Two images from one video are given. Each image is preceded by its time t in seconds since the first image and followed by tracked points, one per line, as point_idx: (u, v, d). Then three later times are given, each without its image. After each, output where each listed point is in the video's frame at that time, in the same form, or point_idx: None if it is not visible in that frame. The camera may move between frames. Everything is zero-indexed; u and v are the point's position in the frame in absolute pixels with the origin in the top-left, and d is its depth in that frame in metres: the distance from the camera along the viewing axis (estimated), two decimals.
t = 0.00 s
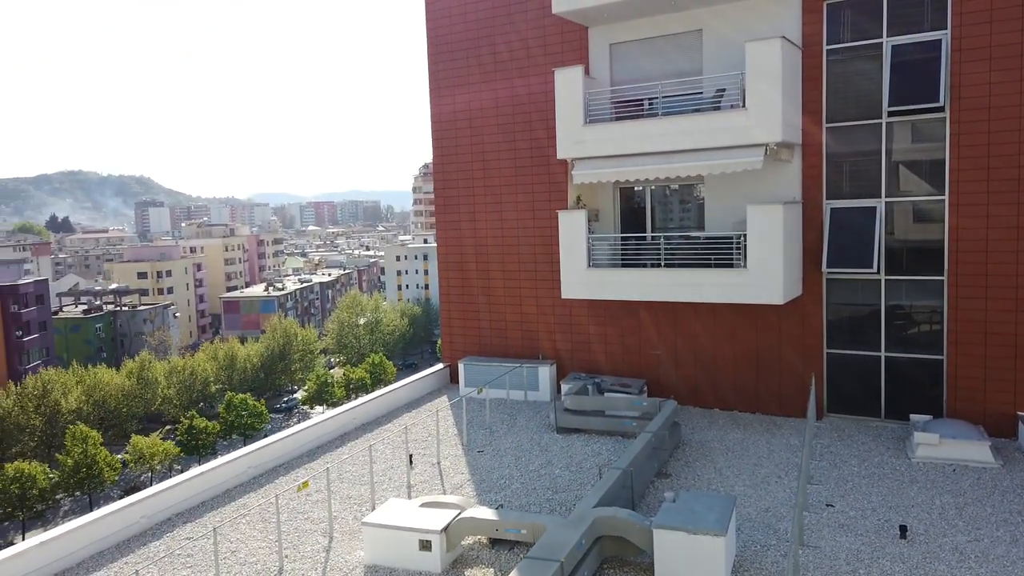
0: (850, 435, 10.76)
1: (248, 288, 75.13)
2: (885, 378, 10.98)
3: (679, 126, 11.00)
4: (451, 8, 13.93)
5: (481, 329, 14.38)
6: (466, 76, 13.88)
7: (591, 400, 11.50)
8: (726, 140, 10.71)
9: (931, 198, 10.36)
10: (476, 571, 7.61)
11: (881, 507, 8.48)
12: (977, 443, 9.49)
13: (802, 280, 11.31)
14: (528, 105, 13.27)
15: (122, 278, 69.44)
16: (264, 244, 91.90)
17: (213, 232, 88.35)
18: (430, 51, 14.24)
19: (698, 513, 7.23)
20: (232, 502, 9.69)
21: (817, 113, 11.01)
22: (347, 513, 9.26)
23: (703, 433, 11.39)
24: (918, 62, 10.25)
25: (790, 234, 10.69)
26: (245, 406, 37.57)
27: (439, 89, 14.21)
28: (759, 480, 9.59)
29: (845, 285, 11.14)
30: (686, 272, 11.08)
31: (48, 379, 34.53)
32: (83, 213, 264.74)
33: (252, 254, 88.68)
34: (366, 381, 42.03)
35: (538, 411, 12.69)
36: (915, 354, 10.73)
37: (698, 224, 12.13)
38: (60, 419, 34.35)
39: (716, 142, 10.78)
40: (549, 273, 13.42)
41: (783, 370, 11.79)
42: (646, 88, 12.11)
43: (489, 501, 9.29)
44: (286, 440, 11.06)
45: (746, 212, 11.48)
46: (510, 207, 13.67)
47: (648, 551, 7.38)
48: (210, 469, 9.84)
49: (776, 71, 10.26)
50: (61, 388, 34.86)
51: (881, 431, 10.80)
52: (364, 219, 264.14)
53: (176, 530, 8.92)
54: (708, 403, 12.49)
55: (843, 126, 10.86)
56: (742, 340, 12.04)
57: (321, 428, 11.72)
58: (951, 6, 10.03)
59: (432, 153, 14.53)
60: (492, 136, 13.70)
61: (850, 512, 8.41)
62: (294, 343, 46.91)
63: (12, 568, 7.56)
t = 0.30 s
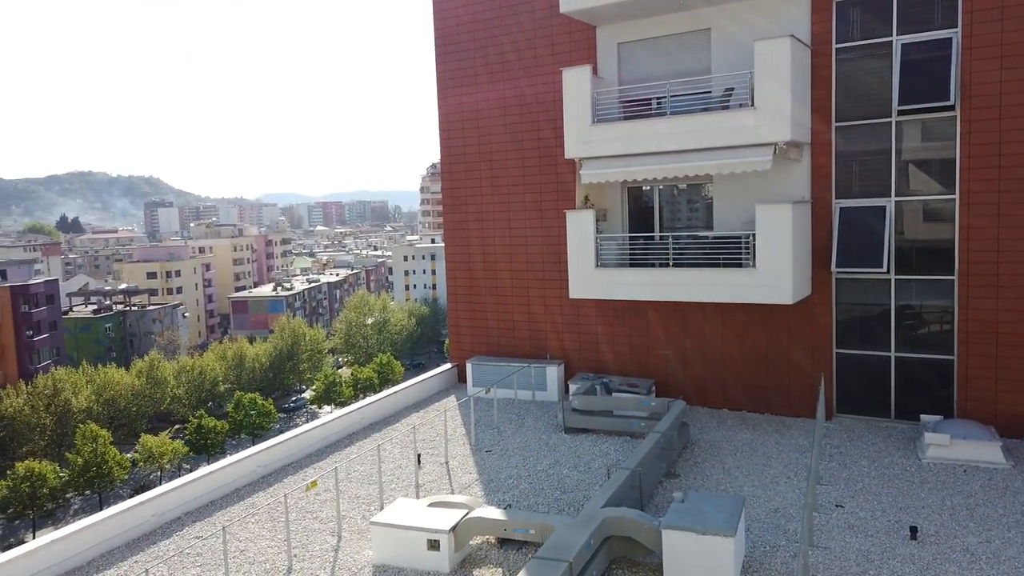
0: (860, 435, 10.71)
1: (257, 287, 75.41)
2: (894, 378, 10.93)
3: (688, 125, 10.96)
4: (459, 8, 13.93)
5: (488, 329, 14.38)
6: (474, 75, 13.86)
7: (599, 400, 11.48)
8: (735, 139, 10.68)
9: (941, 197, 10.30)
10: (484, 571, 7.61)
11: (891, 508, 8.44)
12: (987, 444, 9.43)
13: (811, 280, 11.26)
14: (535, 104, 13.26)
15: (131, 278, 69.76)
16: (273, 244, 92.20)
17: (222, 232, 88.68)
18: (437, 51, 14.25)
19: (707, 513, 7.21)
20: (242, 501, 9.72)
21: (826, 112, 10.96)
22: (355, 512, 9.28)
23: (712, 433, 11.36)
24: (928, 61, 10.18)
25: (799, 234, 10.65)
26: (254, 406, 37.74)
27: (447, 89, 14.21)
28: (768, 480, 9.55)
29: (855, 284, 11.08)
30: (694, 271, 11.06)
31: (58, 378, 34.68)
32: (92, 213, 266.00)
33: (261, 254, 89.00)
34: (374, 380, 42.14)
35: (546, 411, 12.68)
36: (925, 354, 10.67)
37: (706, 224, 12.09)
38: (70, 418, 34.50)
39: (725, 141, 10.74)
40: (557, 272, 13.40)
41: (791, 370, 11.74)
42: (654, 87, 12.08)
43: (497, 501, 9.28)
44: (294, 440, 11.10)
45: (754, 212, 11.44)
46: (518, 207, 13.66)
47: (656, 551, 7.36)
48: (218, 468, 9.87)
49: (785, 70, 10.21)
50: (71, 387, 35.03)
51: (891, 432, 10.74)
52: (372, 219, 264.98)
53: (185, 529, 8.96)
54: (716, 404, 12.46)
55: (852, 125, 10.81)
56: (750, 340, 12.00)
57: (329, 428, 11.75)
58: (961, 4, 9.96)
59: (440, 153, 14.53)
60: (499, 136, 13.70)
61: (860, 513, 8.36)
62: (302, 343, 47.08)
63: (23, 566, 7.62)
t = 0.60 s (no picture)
0: (874, 437, 10.64)
1: (269, 287, 75.74)
2: (909, 379, 10.84)
3: (701, 125, 10.92)
4: (470, 8, 13.94)
5: (500, 330, 14.38)
6: (486, 76, 13.87)
7: (611, 400, 11.45)
8: (747, 139, 10.62)
9: (957, 197, 10.21)
10: (496, 571, 7.61)
11: (906, 510, 8.38)
12: (1004, 446, 9.34)
13: (825, 281, 11.19)
14: (546, 104, 13.25)
15: (144, 278, 70.21)
16: (285, 244, 92.61)
17: (235, 232, 89.13)
18: (448, 51, 14.26)
19: (721, 515, 7.18)
20: (254, 500, 9.76)
21: (840, 112, 10.89)
22: (367, 512, 9.30)
23: (724, 434, 11.32)
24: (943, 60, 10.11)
25: (812, 234, 10.59)
26: (266, 405, 37.93)
27: (459, 89, 14.22)
28: (781, 482, 9.50)
29: (869, 285, 11.01)
30: (706, 271, 11.02)
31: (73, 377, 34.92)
32: (106, 213, 267.99)
33: (273, 254, 89.40)
34: (385, 380, 42.24)
35: (557, 412, 12.65)
36: (940, 355, 10.58)
37: (719, 224, 12.05)
38: (85, 417, 34.74)
39: (738, 141, 10.70)
40: (568, 273, 13.38)
41: (804, 371, 11.68)
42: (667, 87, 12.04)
43: (509, 501, 9.28)
44: (306, 439, 11.15)
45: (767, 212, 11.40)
46: (529, 208, 13.65)
47: (669, 552, 7.34)
48: (230, 468, 9.92)
49: (798, 69, 10.16)
50: (86, 386, 35.27)
51: (906, 434, 10.66)
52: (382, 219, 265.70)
53: (199, 528, 9.01)
54: (728, 405, 12.40)
55: (866, 124, 10.73)
56: (763, 340, 11.94)
57: (341, 427, 11.79)
58: (977, 3, 9.88)
59: (451, 154, 14.54)
60: (511, 137, 13.70)
61: (874, 515, 8.29)
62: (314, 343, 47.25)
63: (39, 563, 7.68)
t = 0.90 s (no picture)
0: (896, 440, 10.51)
1: (287, 287, 76.24)
2: (931, 382, 10.71)
3: (720, 124, 10.86)
4: (487, 9, 13.96)
5: (517, 330, 14.37)
6: (504, 76, 13.87)
7: (628, 401, 11.41)
8: (767, 139, 10.54)
9: (980, 197, 10.08)
10: (513, 571, 7.61)
11: (928, 514, 8.27)
12: None
13: (845, 282, 11.08)
14: (564, 104, 13.22)
15: (165, 278, 70.91)
16: (304, 244, 93.21)
17: (254, 232, 89.80)
18: (467, 51, 14.28)
19: (739, 517, 7.13)
20: (274, 499, 9.83)
21: (861, 111, 10.79)
22: (385, 512, 9.33)
23: (743, 436, 11.24)
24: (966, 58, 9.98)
25: (833, 235, 10.49)
26: (285, 404, 38.20)
27: (477, 89, 14.23)
28: (802, 484, 9.42)
29: (891, 285, 10.89)
30: (725, 272, 10.95)
31: (95, 376, 35.31)
32: (127, 214, 271.34)
33: (292, 254, 90.01)
34: (403, 380, 42.41)
35: (574, 413, 12.63)
36: (963, 358, 10.44)
37: (738, 225, 11.98)
38: (107, 415, 35.14)
39: (758, 141, 10.62)
40: (586, 274, 13.35)
41: (825, 373, 11.57)
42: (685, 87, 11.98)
43: (527, 502, 9.28)
44: (324, 439, 11.21)
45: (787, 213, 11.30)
46: (547, 208, 13.62)
47: (687, 555, 7.29)
48: (250, 467, 9.99)
49: (818, 68, 10.07)
50: (108, 385, 35.68)
51: (928, 437, 10.53)
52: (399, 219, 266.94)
53: (218, 526, 9.07)
54: (747, 407, 12.32)
55: (888, 124, 10.62)
56: (782, 342, 11.85)
57: (359, 427, 11.83)
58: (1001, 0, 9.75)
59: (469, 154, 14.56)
60: (528, 137, 13.69)
61: (897, 519, 8.20)
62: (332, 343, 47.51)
63: (61, 560, 7.77)
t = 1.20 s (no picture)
0: (923, 443, 10.36)
1: (310, 287, 76.87)
2: (959, 384, 10.53)
3: (744, 123, 10.76)
4: (509, 9, 13.96)
5: (539, 331, 14.35)
6: (527, 76, 13.85)
7: (651, 402, 11.33)
8: (792, 138, 10.43)
9: (1011, 196, 9.89)
10: (535, 572, 7.60)
11: (957, 519, 8.12)
12: None
13: (872, 283, 10.94)
14: (586, 105, 13.19)
15: (191, 277, 71.79)
16: (327, 244, 93.90)
17: (278, 232, 90.61)
18: (489, 52, 14.28)
19: (763, 520, 7.06)
20: (297, 496, 9.91)
21: (888, 110, 10.63)
22: (407, 510, 9.37)
23: (767, 438, 11.13)
24: (996, 55, 9.79)
25: (860, 235, 10.35)
26: (308, 403, 38.54)
27: (499, 89, 14.23)
28: (827, 487, 9.31)
29: (918, 286, 10.73)
30: (749, 273, 10.85)
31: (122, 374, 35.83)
32: (153, 214, 275.44)
33: (315, 254, 90.77)
34: (424, 379, 42.61)
35: (596, 413, 12.58)
36: (992, 360, 10.26)
37: (761, 225, 11.87)
38: (133, 412, 35.66)
39: (783, 140, 10.50)
40: (608, 274, 13.29)
41: (851, 374, 11.43)
42: (709, 85, 11.89)
43: (549, 502, 9.26)
44: (347, 437, 11.28)
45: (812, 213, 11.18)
46: (569, 209, 13.59)
47: (711, 557, 7.23)
48: (273, 464, 10.09)
49: (845, 66, 9.93)
50: (135, 383, 36.20)
51: (956, 440, 10.35)
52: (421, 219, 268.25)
53: (243, 523, 9.17)
54: (771, 408, 12.20)
55: (916, 122, 10.46)
56: (807, 343, 11.71)
57: (381, 426, 11.90)
58: None
59: (491, 155, 14.56)
60: (550, 137, 13.67)
61: (924, 524, 8.06)
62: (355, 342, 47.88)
63: (90, 555, 7.89)
